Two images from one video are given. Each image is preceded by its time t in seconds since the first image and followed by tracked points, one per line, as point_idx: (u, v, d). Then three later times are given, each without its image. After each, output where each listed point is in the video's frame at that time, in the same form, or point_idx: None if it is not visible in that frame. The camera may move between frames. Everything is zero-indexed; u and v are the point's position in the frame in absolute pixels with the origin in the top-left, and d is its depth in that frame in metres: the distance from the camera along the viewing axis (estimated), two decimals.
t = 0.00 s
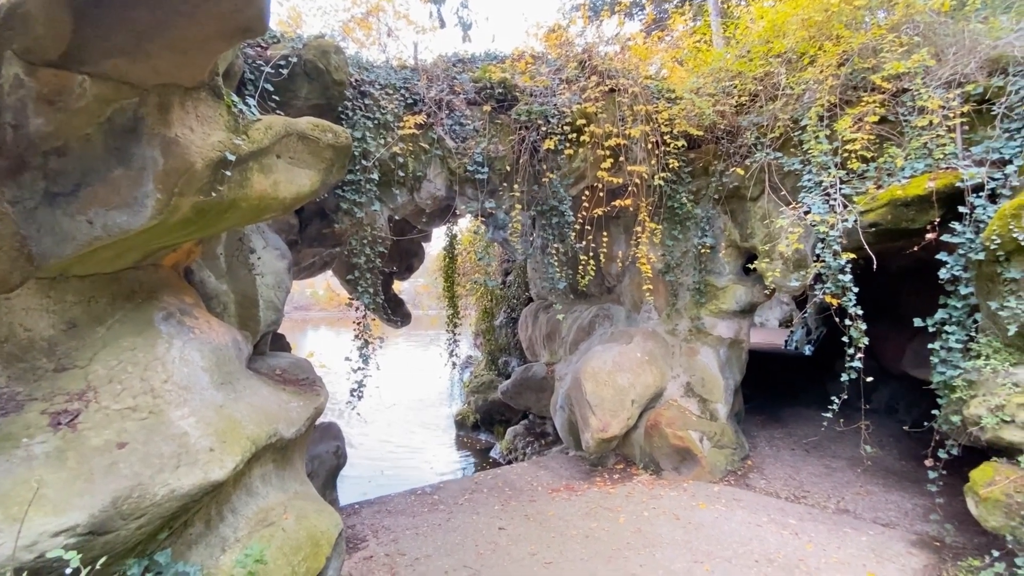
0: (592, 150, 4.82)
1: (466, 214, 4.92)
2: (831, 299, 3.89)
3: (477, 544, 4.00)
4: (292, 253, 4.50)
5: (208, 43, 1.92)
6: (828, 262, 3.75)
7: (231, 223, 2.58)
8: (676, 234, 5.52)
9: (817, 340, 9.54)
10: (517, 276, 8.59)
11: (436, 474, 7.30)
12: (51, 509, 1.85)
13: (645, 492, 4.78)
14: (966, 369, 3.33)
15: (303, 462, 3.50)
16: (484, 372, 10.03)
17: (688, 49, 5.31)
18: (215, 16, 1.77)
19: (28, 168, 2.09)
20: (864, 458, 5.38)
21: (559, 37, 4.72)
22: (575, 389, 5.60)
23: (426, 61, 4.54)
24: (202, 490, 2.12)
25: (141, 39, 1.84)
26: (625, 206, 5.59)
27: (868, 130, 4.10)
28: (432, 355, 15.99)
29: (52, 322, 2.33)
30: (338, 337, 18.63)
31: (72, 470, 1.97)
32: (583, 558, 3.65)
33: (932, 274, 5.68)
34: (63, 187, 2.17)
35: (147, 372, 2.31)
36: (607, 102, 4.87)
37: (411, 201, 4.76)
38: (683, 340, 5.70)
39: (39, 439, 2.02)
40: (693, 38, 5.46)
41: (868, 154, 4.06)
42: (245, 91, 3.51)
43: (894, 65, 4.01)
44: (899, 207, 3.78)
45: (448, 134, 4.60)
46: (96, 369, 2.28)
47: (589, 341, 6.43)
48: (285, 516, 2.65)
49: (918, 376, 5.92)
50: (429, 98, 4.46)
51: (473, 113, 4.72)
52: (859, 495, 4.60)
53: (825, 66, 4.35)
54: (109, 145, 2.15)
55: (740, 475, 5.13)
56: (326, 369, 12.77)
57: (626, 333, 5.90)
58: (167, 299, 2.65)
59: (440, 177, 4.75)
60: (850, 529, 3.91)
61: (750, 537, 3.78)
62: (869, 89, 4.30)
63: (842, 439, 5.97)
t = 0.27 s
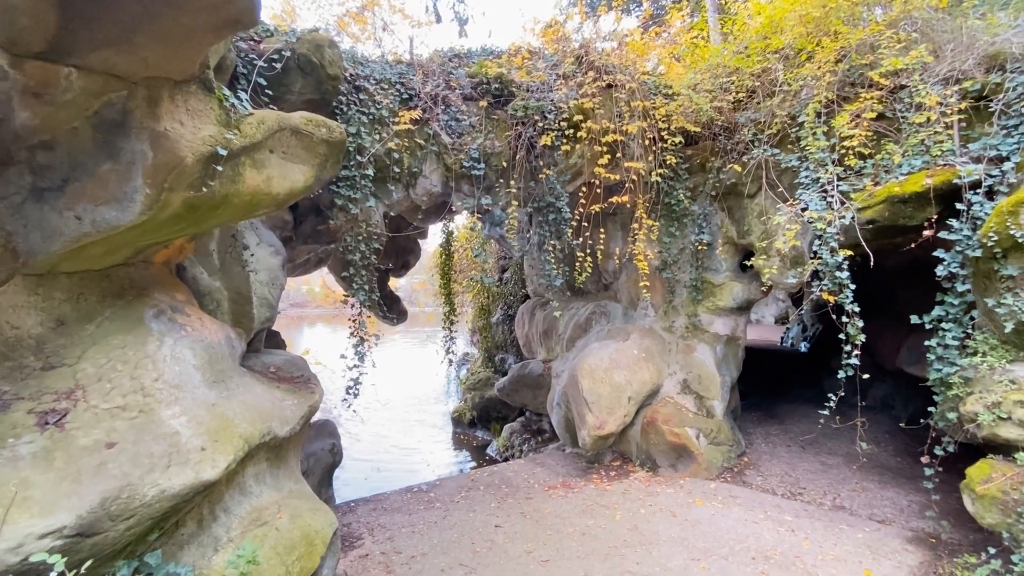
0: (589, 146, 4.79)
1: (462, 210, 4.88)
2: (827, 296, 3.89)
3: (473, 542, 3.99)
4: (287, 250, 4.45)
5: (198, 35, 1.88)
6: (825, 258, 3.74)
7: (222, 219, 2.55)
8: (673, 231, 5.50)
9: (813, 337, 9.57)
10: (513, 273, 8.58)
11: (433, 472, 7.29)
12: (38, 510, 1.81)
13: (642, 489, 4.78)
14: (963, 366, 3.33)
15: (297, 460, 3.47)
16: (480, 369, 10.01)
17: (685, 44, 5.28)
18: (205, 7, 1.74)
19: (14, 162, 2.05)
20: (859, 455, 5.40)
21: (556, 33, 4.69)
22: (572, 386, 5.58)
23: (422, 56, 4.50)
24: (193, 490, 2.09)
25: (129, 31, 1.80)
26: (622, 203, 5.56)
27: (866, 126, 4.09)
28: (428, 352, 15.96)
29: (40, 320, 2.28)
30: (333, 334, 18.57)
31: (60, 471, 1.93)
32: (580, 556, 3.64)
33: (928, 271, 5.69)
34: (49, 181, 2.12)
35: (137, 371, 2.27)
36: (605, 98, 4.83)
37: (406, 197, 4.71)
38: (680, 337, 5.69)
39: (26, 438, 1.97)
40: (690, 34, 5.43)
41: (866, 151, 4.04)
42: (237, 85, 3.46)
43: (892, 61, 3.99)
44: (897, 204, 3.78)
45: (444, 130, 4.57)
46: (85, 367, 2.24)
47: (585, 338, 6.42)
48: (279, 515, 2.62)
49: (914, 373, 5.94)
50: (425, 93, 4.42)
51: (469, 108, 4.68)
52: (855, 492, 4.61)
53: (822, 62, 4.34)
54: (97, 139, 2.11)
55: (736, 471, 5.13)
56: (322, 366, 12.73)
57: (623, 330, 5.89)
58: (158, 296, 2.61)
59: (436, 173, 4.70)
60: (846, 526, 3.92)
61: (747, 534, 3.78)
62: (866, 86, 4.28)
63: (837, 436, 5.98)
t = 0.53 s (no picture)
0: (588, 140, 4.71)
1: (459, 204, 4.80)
2: (829, 291, 3.83)
3: (470, 541, 3.94)
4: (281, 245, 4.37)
5: (180, 19, 1.80)
6: (827, 253, 3.69)
7: (210, 212, 2.48)
8: (673, 226, 5.43)
9: (811, 333, 9.55)
10: (511, 269, 8.53)
11: (430, 469, 7.25)
12: (13, 515, 1.74)
13: (641, 487, 4.73)
14: (967, 362, 3.28)
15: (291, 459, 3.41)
16: (478, 365, 9.95)
17: (686, 36, 5.20)
18: None
19: None
20: (859, 451, 5.36)
21: (554, 24, 4.61)
22: (570, 383, 5.53)
23: (418, 48, 4.42)
24: (178, 492, 2.02)
25: (108, 13, 1.71)
26: (621, 197, 5.49)
27: (869, 119, 4.02)
28: (426, 349, 15.90)
29: (20, 316, 2.20)
30: (331, 331, 18.49)
31: (37, 473, 1.86)
32: (578, 555, 3.59)
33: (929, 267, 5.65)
34: (27, 172, 2.05)
35: (121, 369, 2.20)
36: (604, 91, 4.76)
37: (402, 191, 4.63)
38: (679, 333, 5.64)
39: (2, 439, 1.90)
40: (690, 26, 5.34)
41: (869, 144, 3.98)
42: (227, 76, 3.37)
43: (896, 52, 3.93)
44: (901, 197, 3.70)
45: (440, 123, 4.49)
46: (67, 365, 2.16)
47: (584, 334, 6.36)
48: (271, 516, 2.55)
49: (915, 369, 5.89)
50: (421, 85, 4.34)
51: (466, 101, 4.61)
52: (855, 489, 4.57)
53: (825, 54, 4.26)
54: (77, 128, 2.02)
55: (736, 468, 5.09)
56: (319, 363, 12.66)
57: (622, 326, 5.83)
58: (145, 292, 2.53)
59: (432, 167, 4.62)
60: (847, 523, 3.88)
61: (748, 532, 3.73)
62: (869, 78, 4.22)
63: (837, 432, 5.95)
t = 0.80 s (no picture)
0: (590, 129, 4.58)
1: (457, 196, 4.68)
2: (840, 282, 3.71)
3: (471, 540, 3.84)
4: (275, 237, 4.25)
5: None
6: (839, 243, 3.56)
7: (194, 200, 2.36)
8: (677, 217, 5.30)
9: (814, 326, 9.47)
10: (511, 263, 8.46)
11: (431, 466, 7.16)
12: None
13: (645, 483, 4.63)
14: (984, 354, 3.16)
15: (286, 459, 3.31)
16: (478, 361, 9.86)
17: (689, 22, 4.94)
18: None
19: None
20: (867, 446, 5.26)
21: (554, 10, 4.48)
22: (572, 378, 5.43)
23: (414, 35, 4.29)
24: (158, 496, 1.92)
25: None
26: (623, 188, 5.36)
27: (880, 104, 3.88)
28: (426, 344, 15.81)
29: None
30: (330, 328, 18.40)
31: (3, 478, 1.74)
32: (582, 555, 3.49)
33: (937, 258, 5.55)
34: None
35: (99, 365, 2.09)
36: (605, 78, 4.62)
37: (399, 182, 4.50)
38: (683, 327, 5.53)
39: None
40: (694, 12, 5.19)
41: (880, 130, 3.82)
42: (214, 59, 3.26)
43: (908, 35, 3.78)
44: (916, 184, 3.59)
45: (438, 111, 4.36)
46: (41, 361, 2.06)
47: (585, 329, 6.25)
48: (262, 518, 2.44)
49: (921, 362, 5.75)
50: (418, 73, 4.22)
51: (464, 89, 4.48)
52: (864, 484, 4.48)
53: (834, 37, 4.10)
54: (48, 109, 1.93)
55: (742, 464, 4.99)
56: (317, 360, 12.57)
57: (624, 320, 5.72)
58: (127, 285, 2.41)
59: (429, 157, 4.48)
60: (858, 521, 3.77)
61: (756, 530, 3.63)
62: (880, 62, 4.08)
63: (844, 427, 5.85)
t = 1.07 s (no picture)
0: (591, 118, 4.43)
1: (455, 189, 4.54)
2: (852, 274, 3.57)
3: (472, 542, 3.73)
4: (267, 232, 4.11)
5: None
6: (852, 233, 3.42)
7: (174, 190, 2.24)
8: (681, 209, 5.15)
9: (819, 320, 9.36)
10: (511, 258, 8.36)
11: (430, 465, 7.06)
12: None
13: (650, 482, 4.52)
14: (1005, 348, 3.03)
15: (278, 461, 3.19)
16: (478, 357, 9.74)
17: (694, 7, 4.69)
18: None
19: None
20: (877, 442, 5.14)
21: None
22: (573, 375, 5.30)
23: (409, 21, 4.14)
24: (132, 507, 1.80)
25: None
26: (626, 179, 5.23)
27: (894, 88, 3.73)
28: (426, 340, 15.70)
29: None
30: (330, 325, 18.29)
31: None
32: (587, 558, 3.38)
33: (948, 249, 5.41)
34: None
35: (70, 367, 1.96)
36: (607, 66, 4.46)
37: (395, 174, 4.36)
38: (688, 322, 5.40)
39: None
40: None
41: (894, 115, 3.69)
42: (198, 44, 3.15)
43: (924, 15, 3.62)
44: (933, 171, 3.46)
45: (434, 100, 4.21)
46: (7, 363, 1.89)
47: (587, 324, 6.13)
48: (250, 526, 2.32)
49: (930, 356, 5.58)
50: (413, 61, 4.08)
51: (461, 77, 4.34)
52: (876, 482, 4.36)
53: (846, 19, 3.93)
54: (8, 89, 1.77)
55: (749, 462, 4.87)
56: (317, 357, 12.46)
57: (627, 314, 5.59)
58: (106, 281, 2.27)
59: (426, 148, 4.32)
60: (872, 521, 3.65)
61: (766, 531, 3.52)
62: (893, 45, 3.92)
63: (852, 422, 5.73)
